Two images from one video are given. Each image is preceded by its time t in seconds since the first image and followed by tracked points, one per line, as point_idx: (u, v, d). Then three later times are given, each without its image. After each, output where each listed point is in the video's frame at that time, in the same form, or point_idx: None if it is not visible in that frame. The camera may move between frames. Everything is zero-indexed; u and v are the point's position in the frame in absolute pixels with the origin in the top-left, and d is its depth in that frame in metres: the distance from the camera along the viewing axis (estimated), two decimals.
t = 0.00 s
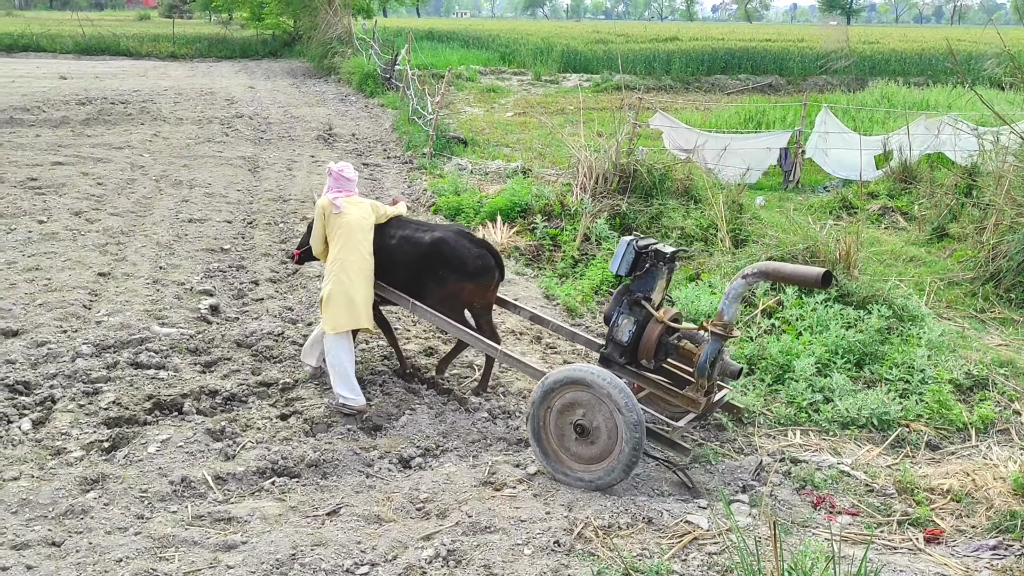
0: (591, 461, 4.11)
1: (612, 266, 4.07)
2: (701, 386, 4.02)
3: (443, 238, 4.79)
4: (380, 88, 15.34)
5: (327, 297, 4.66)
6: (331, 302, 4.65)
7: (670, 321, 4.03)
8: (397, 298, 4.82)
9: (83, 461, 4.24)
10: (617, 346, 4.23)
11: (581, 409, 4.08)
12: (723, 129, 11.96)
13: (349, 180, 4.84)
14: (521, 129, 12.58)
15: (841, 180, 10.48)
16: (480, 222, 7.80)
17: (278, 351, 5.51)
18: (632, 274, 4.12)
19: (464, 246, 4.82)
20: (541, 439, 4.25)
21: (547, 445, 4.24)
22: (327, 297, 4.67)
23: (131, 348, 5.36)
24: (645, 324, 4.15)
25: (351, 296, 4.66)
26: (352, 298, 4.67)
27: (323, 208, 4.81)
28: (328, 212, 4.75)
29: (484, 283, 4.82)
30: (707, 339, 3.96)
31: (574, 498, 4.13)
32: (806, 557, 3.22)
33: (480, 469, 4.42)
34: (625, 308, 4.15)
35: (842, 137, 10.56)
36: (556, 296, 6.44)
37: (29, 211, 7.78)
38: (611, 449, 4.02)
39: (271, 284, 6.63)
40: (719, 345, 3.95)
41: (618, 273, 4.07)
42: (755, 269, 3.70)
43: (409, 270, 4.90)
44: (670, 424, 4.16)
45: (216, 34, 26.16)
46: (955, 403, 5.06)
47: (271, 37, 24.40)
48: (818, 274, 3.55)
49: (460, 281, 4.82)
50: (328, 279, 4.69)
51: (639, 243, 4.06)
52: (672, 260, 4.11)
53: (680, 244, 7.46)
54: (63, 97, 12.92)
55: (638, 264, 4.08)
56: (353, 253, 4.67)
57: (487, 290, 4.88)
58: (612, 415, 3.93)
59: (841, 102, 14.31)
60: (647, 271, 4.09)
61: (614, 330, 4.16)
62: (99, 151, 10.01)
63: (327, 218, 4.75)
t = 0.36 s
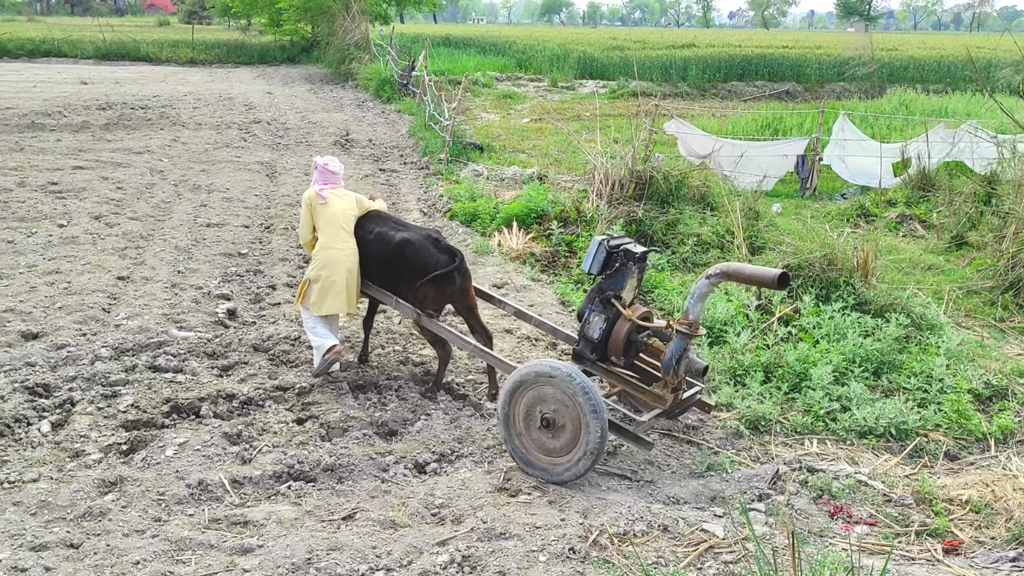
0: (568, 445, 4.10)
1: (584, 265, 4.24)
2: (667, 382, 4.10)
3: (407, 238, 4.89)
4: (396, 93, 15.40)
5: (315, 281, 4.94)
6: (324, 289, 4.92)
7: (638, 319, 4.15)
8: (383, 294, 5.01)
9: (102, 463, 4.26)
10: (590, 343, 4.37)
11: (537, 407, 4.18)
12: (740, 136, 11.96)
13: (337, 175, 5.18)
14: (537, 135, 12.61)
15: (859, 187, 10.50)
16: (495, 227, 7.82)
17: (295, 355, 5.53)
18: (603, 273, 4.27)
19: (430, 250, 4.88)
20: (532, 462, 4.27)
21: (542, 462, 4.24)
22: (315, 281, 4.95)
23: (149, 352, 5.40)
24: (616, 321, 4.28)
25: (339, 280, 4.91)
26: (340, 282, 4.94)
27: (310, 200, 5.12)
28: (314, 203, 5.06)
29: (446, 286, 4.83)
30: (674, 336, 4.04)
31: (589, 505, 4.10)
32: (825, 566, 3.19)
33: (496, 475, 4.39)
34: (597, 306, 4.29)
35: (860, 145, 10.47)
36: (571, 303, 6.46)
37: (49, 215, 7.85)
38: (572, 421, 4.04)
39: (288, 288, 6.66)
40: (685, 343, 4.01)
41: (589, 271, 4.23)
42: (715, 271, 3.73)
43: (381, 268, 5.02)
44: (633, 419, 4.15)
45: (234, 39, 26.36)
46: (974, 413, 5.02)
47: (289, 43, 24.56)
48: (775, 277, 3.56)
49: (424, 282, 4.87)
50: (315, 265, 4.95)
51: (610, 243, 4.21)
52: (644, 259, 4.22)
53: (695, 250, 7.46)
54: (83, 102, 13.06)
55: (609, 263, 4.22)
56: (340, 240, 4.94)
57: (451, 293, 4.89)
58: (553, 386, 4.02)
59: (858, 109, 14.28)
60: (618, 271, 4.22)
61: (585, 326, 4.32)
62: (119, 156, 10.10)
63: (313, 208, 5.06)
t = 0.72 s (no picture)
0: (505, 407, 4.29)
1: (538, 262, 4.35)
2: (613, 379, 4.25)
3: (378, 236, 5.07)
4: (407, 97, 15.44)
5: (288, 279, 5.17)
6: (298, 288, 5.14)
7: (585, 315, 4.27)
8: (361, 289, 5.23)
9: (114, 465, 4.28)
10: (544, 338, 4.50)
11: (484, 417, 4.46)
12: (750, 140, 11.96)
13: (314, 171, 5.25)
14: (548, 139, 12.63)
15: (870, 191, 10.46)
16: (506, 231, 7.84)
17: (305, 359, 5.55)
18: (558, 269, 4.38)
19: (401, 247, 5.05)
20: (516, 449, 4.26)
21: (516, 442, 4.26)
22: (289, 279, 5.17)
23: (160, 354, 5.42)
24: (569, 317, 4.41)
25: (314, 279, 5.12)
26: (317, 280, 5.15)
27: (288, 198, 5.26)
28: (290, 203, 5.21)
29: (417, 281, 5.07)
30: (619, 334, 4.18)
31: (599, 509, 4.09)
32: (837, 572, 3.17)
33: (505, 479, 4.38)
34: (550, 301, 4.42)
35: (872, 148, 10.45)
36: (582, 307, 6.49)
37: (62, 217, 7.90)
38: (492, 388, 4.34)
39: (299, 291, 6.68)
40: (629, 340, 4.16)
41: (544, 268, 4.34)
42: (653, 272, 3.88)
43: (359, 264, 5.24)
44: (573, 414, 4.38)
45: (246, 43, 26.48)
46: (986, 419, 5.00)
47: (300, 46, 24.63)
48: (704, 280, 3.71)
49: (397, 279, 5.07)
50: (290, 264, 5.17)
51: (563, 241, 4.31)
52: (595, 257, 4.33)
53: (706, 254, 7.45)
54: (96, 105, 13.13)
55: (563, 260, 4.33)
56: (313, 241, 5.10)
57: (423, 288, 5.13)
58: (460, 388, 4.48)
59: (869, 113, 14.25)
60: (569, 268, 4.33)
61: (539, 321, 4.44)
62: (131, 159, 10.15)
63: (289, 208, 5.21)
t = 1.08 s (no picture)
0: (447, 370, 4.67)
1: (507, 248, 4.67)
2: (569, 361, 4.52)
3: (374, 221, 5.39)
4: (424, 103, 15.49)
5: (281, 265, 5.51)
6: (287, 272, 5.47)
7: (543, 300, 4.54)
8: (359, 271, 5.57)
9: (132, 468, 4.31)
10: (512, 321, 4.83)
11: (458, 406, 4.67)
12: (768, 146, 11.93)
13: (315, 164, 5.59)
14: (564, 145, 12.64)
15: (889, 198, 10.40)
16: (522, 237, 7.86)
17: (321, 364, 5.57)
18: (524, 256, 4.68)
19: (394, 229, 5.34)
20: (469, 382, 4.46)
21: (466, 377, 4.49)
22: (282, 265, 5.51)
23: (178, 358, 5.46)
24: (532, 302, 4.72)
25: (301, 267, 5.41)
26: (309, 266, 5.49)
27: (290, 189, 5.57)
28: (288, 194, 5.51)
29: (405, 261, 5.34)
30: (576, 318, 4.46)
31: (615, 516, 4.08)
32: None
33: (521, 485, 4.37)
34: (516, 287, 4.73)
35: (891, 155, 10.39)
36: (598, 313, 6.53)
37: (82, 222, 7.98)
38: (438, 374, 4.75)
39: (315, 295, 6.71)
40: (582, 324, 4.40)
41: (511, 254, 4.66)
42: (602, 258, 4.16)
43: (360, 247, 5.58)
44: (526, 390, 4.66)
45: (264, 49, 26.65)
46: (1007, 428, 4.94)
47: (318, 52, 24.78)
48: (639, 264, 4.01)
49: (388, 261, 5.38)
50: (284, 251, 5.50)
51: (528, 229, 4.60)
52: (558, 244, 4.60)
53: (722, 261, 7.44)
54: (116, 110, 13.27)
55: (528, 247, 4.63)
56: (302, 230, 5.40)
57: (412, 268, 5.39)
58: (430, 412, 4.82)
59: (888, 120, 14.17)
60: (532, 256, 4.63)
61: (506, 305, 4.79)
62: (150, 163, 10.24)
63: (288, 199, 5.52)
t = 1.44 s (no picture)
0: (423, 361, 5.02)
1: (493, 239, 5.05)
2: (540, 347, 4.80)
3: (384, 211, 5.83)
4: (443, 109, 15.55)
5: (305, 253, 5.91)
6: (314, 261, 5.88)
7: (519, 288, 4.88)
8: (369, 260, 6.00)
9: (152, 471, 4.35)
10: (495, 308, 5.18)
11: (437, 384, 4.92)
12: (788, 152, 11.87)
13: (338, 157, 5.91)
14: (583, 151, 12.64)
15: (910, 204, 10.32)
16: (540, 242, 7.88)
17: (340, 367, 5.61)
18: (508, 247, 5.05)
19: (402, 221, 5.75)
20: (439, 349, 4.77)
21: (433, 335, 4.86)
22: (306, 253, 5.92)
23: (198, 362, 5.51)
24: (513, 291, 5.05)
25: (320, 253, 5.81)
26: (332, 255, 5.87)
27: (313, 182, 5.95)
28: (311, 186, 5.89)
29: (406, 253, 5.75)
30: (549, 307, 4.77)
31: (631, 523, 4.07)
32: None
33: (538, 490, 4.37)
34: (498, 276, 5.09)
35: (913, 161, 10.30)
36: (615, 319, 6.54)
37: (106, 226, 8.08)
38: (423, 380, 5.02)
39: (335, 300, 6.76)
40: (552, 311, 4.72)
41: (497, 245, 5.04)
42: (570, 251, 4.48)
43: (372, 237, 6.03)
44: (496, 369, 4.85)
45: (285, 55, 26.88)
46: None
47: (338, 58, 24.97)
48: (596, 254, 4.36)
49: (391, 251, 5.80)
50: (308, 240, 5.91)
51: (511, 222, 4.97)
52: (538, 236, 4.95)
53: (741, 268, 7.42)
54: (140, 116, 13.43)
55: (510, 238, 5.00)
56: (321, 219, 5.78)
57: (413, 259, 5.80)
58: (425, 407, 4.94)
59: (911, 126, 14.05)
60: (513, 247, 4.99)
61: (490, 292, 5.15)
62: (173, 169, 10.35)
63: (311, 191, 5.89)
